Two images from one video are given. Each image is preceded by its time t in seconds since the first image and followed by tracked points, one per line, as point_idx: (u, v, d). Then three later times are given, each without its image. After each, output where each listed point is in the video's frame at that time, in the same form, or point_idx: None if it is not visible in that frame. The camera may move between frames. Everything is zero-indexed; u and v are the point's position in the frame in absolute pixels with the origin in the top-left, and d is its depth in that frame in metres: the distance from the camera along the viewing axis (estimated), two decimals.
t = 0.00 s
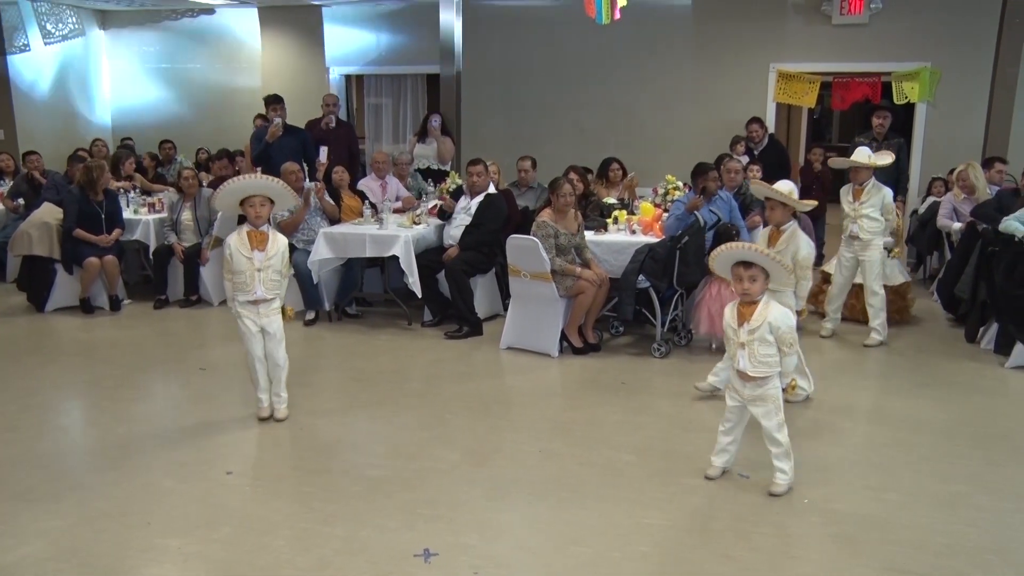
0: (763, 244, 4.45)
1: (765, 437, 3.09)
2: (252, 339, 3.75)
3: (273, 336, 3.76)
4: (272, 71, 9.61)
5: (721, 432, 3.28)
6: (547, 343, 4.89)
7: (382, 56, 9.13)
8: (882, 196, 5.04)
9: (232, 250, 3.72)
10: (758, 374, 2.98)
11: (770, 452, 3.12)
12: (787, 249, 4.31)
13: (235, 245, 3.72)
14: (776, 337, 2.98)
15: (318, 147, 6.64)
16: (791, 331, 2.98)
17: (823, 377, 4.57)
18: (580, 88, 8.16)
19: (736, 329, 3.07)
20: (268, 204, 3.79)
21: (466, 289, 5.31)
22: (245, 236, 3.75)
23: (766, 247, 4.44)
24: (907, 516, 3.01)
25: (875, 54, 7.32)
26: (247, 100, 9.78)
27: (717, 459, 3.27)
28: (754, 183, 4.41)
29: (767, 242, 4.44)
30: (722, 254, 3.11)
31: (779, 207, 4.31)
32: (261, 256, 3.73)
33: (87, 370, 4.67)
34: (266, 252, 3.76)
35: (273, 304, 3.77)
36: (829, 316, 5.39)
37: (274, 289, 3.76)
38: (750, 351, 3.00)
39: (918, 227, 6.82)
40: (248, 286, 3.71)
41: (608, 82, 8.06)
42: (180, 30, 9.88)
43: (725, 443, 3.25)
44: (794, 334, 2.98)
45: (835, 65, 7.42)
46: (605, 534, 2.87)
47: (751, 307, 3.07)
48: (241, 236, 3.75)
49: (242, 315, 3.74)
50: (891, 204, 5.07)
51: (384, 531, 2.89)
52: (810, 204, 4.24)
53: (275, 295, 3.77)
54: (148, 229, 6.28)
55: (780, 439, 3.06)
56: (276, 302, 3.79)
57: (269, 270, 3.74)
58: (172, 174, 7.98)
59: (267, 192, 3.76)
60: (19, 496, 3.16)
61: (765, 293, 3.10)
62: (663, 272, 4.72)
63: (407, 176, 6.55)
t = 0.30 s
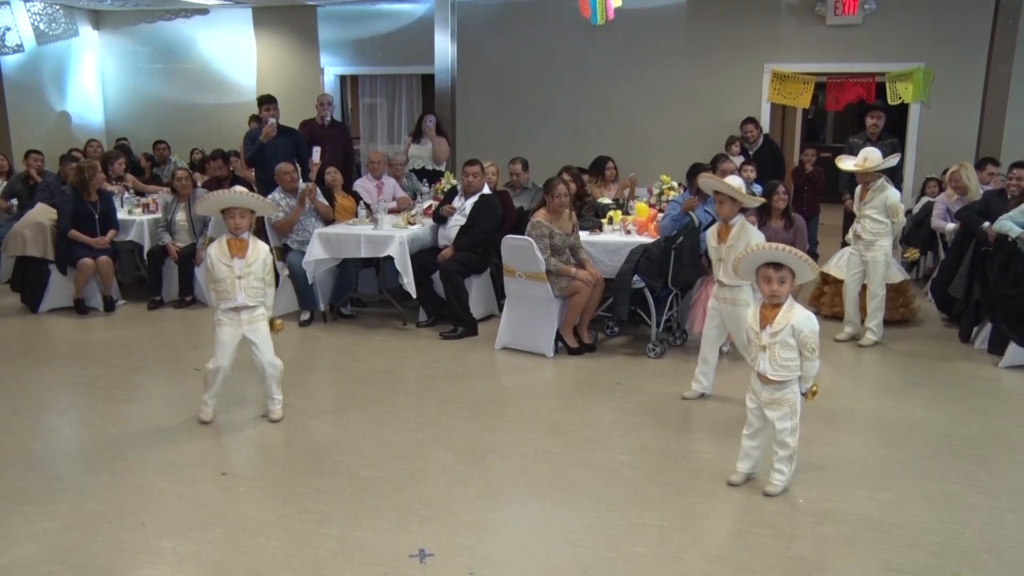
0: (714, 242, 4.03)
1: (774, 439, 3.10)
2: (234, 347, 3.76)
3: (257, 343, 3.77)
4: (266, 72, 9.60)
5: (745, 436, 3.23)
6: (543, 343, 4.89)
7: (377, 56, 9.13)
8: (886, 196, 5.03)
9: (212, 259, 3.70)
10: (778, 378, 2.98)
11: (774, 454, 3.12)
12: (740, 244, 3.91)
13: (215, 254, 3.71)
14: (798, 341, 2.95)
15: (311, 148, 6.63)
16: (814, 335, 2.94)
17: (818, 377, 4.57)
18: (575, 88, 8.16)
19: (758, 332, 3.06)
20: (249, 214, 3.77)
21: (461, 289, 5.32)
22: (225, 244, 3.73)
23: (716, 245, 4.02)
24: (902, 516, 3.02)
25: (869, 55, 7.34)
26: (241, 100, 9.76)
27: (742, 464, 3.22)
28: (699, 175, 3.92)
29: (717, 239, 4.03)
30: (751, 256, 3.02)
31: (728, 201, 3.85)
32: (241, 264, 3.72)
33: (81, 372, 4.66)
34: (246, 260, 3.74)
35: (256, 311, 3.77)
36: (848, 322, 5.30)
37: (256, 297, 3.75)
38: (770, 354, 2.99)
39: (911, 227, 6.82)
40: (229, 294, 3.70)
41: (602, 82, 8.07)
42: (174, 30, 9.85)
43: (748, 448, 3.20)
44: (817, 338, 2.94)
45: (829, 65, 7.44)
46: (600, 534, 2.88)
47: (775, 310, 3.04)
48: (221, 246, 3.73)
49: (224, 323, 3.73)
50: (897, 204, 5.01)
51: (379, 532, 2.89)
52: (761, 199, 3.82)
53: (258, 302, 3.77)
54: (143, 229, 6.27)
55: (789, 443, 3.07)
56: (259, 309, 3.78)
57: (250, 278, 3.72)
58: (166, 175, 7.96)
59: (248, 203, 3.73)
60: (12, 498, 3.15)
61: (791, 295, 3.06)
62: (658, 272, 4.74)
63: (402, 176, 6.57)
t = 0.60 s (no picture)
0: (686, 239, 4.01)
1: (774, 439, 3.10)
2: (201, 342, 3.78)
3: (223, 338, 3.77)
4: (261, 72, 9.59)
5: (751, 440, 3.20)
6: (538, 344, 4.89)
7: (372, 56, 9.12)
8: (882, 198, 5.03)
9: (178, 251, 3.69)
10: (781, 379, 2.97)
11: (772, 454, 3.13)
12: (711, 240, 3.88)
13: (181, 247, 3.70)
14: (803, 342, 2.95)
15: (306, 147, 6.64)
16: (819, 337, 2.94)
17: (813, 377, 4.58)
18: (570, 88, 8.17)
19: (763, 332, 3.04)
20: (218, 205, 3.76)
21: (456, 289, 5.31)
22: (192, 236, 3.72)
23: (688, 242, 4.00)
24: (896, 515, 3.02)
25: (864, 55, 7.36)
26: (236, 100, 9.74)
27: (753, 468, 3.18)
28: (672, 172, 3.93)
29: (689, 236, 4.01)
30: (758, 256, 3.00)
31: (699, 198, 3.84)
32: (207, 257, 3.71)
33: (75, 373, 4.64)
34: (213, 253, 3.73)
35: (224, 306, 3.77)
36: (847, 323, 5.30)
37: (223, 291, 3.75)
38: (775, 355, 2.98)
39: (906, 227, 6.82)
40: (196, 287, 3.70)
41: (597, 82, 8.07)
42: (169, 31, 9.83)
43: (758, 452, 3.17)
44: (822, 340, 2.94)
45: (824, 65, 7.45)
46: (595, 534, 2.88)
47: (780, 311, 3.02)
48: (187, 237, 3.72)
49: (193, 318, 3.74)
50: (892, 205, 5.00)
51: (374, 532, 2.88)
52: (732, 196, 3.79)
53: (225, 296, 3.76)
54: (138, 230, 6.26)
55: (789, 443, 3.08)
56: (226, 303, 3.78)
57: (217, 271, 3.71)
58: (161, 175, 7.95)
59: (218, 194, 3.72)
60: (6, 499, 3.14)
61: (796, 296, 3.04)
62: (654, 272, 4.74)
63: (397, 176, 6.57)
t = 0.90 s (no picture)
0: (666, 245, 3.88)
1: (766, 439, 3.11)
2: (192, 342, 3.76)
3: (213, 335, 3.78)
4: (256, 72, 9.58)
5: (731, 435, 3.23)
6: (533, 344, 4.89)
7: (367, 56, 9.12)
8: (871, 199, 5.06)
9: (168, 252, 3.70)
10: (772, 379, 2.98)
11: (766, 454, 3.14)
12: (689, 247, 3.73)
13: (171, 248, 3.70)
14: (795, 343, 2.96)
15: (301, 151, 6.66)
16: (811, 338, 2.96)
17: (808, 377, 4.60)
18: (566, 88, 8.17)
19: (755, 332, 3.05)
20: (206, 205, 3.72)
21: (451, 290, 5.31)
22: (181, 237, 3.71)
23: (668, 248, 3.87)
24: (890, 514, 3.04)
25: (858, 56, 7.38)
26: (231, 100, 9.73)
27: (727, 463, 3.23)
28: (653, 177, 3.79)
29: (670, 243, 3.87)
30: (752, 256, 3.03)
31: (680, 204, 3.69)
32: (197, 257, 3.71)
33: (69, 373, 4.63)
34: (203, 252, 3.74)
35: (214, 304, 3.78)
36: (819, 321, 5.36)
37: (214, 289, 3.76)
38: (766, 355, 2.99)
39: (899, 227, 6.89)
40: (187, 288, 3.70)
41: (593, 82, 8.07)
42: (163, 30, 9.81)
43: (736, 446, 3.20)
44: (813, 342, 2.96)
45: (819, 66, 7.47)
46: (590, 534, 2.88)
47: (773, 312, 3.04)
48: (177, 238, 3.72)
49: (183, 317, 3.74)
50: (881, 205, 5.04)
51: (369, 533, 2.88)
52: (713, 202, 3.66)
53: (216, 294, 3.77)
54: (132, 230, 6.17)
55: (781, 443, 3.08)
56: (217, 301, 3.79)
57: (207, 271, 3.72)
58: (156, 175, 7.95)
59: (206, 194, 3.69)
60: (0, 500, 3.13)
61: (790, 297, 3.06)
62: (648, 273, 4.72)
63: (392, 176, 6.58)
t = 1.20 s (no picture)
0: (644, 250, 3.77)
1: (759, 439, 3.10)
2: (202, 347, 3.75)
3: (228, 338, 3.77)
4: (256, 72, 9.59)
5: (711, 430, 3.29)
6: (532, 344, 4.89)
7: (366, 57, 9.12)
8: (854, 198, 5.07)
9: (179, 260, 3.69)
10: (760, 378, 2.99)
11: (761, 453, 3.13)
12: (666, 254, 3.63)
13: (182, 257, 3.69)
14: (782, 342, 2.98)
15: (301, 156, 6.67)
16: (797, 336, 2.98)
17: (807, 377, 4.60)
18: (565, 88, 8.17)
19: (742, 331, 3.05)
20: (221, 218, 3.73)
21: (451, 290, 5.32)
22: (193, 246, 3.72)
23: (646, 253, 3.75)
24: (888, 514, 3.04)
25: (857, 56, 7.38)
26: (230, 100, 9.73)
27: (705, 456, 3.30)
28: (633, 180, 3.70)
29: (649, 247, 3.75)
30: (740, 255, 3.02)
31: (659, 208, 3.61)
32: (208, 265, 3.71)
33: (68, 373, 4.63)
34: (214, 261, 3.74)
35: (225, 310, 3.78)
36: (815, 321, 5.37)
37: (225, 295, 3.76)
38: (755, 354, 3.00)
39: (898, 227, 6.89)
40: (198, 295, 3.69)
41: (592, 82, 8.07)
42: (162, 30, 9.81)
43: (715, 441, 3.26)
44: (798, 339, 2.99)
45: (818, 66, 7.48)
46: (588, 535, 2.88)
47: (760, 310, 3.04)
48: (188, 247, 3.71)
49: (194, 323, 3.72)
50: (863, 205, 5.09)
51: (367, 533, 2.88)
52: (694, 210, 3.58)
53: (227, 300, 3.78)
54: (131, 231, 6.20)
55: (773, 442, 3.08)
56: (229, 306, 3.79)
57: (218, 278, 3.72)
58: (156, 176, 7.95)
59: (223, 208, 3.69)
60: None
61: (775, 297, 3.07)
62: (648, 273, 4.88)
63: (391, 176, 6.59)
